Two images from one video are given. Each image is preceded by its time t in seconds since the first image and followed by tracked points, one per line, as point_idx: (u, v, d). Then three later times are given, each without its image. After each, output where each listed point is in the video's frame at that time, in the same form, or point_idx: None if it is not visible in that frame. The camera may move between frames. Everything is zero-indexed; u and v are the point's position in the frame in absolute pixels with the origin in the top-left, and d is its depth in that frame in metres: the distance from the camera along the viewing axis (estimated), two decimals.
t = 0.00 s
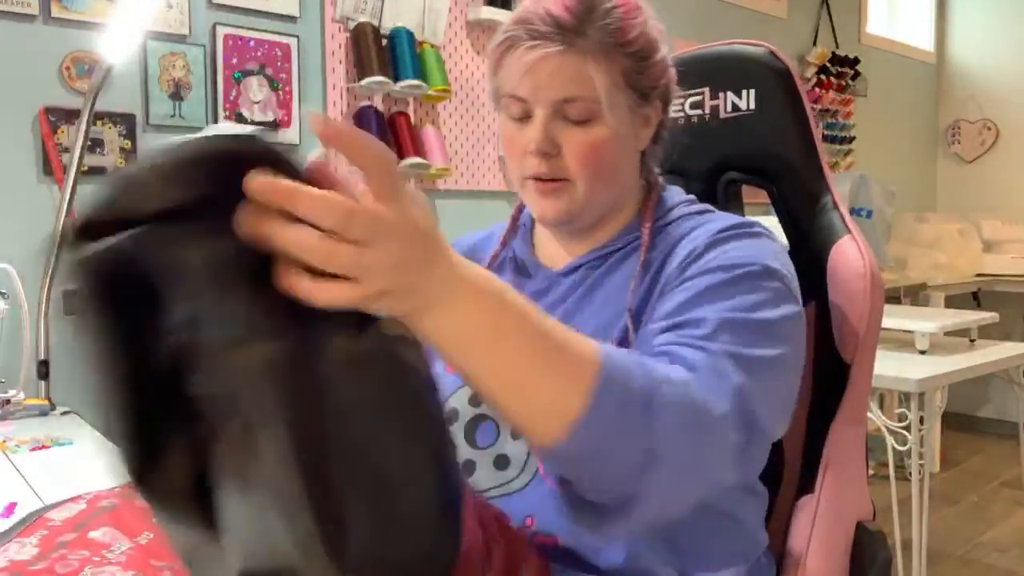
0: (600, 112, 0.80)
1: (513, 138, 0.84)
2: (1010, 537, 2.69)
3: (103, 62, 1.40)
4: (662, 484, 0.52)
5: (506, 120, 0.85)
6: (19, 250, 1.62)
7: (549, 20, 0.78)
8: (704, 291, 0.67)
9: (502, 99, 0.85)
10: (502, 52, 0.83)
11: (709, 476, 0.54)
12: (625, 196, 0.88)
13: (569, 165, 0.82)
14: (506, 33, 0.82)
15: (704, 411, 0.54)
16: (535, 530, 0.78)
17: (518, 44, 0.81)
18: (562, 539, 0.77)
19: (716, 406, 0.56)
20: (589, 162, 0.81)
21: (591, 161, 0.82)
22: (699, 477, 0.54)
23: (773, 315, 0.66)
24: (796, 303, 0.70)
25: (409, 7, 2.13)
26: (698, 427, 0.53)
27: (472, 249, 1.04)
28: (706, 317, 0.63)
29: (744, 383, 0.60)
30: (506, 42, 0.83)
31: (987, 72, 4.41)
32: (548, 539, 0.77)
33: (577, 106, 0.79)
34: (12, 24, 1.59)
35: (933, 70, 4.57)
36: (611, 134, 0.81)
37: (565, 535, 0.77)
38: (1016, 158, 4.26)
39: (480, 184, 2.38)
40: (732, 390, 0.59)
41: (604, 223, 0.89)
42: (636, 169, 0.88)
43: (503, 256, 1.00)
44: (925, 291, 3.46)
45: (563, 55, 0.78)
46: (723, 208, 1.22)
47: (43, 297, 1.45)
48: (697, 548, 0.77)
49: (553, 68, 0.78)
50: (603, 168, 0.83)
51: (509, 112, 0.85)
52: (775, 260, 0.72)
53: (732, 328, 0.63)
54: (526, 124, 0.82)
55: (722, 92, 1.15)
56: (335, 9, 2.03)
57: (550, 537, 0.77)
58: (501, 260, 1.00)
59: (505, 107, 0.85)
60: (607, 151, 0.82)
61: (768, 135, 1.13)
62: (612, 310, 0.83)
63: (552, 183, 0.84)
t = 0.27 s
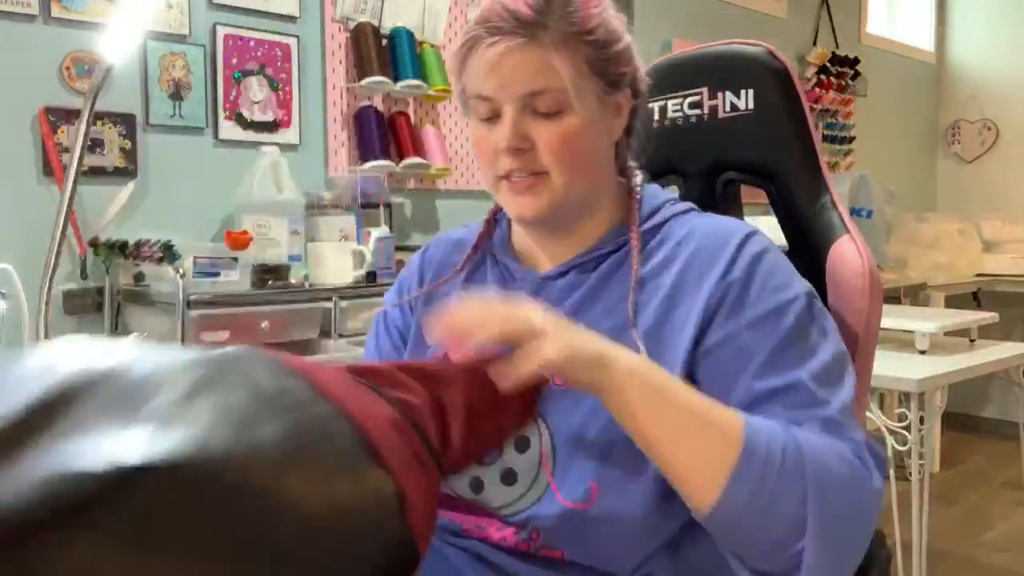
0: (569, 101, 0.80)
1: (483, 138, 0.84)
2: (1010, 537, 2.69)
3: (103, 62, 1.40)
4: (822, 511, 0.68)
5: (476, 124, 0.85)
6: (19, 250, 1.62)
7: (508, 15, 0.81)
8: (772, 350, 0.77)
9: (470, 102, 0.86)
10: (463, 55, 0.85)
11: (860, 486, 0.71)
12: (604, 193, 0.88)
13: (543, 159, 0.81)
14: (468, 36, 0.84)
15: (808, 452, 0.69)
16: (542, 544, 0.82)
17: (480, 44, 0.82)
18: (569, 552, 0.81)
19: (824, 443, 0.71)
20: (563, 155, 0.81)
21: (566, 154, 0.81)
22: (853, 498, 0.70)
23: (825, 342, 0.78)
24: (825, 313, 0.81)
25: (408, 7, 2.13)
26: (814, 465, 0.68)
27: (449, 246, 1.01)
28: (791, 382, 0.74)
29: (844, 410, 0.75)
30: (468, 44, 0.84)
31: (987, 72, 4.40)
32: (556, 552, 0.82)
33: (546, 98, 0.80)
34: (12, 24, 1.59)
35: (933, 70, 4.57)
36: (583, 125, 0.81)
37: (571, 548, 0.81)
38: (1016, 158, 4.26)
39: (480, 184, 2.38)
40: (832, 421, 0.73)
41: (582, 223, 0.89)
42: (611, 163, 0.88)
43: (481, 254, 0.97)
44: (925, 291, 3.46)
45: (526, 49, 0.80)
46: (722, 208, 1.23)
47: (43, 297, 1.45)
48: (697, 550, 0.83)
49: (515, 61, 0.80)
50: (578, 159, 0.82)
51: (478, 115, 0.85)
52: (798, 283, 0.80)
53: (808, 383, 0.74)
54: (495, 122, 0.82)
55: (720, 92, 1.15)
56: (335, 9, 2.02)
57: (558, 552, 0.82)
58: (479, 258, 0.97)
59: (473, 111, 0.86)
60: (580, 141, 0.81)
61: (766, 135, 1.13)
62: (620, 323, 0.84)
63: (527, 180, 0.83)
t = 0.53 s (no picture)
0: (574, 94, 0.82)
1: (491, 134, 0.86)
2: (1010, 537, 2.69)
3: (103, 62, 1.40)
4: (774, 550, 0.71)
5: (483, 121, 0.87)
6: (19, 250, 1.62)
7: (515, 11, 0.83)
8: (759, 373, 0.77)
9: (479, 100, 0.88)
10: (471, 51, 0.88)
11: (820, 534, 0.73)
12: (612, 193, 0.88)
13: (549, 154, 0.82)
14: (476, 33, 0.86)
15: (772, 489, 0.71)
16: (547, 553, 0.84)
17: (488, 39, 0.85)
18: (574, 561, 0.84)
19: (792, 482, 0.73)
20: (568, 148, 0.82)
21: (571, 148, 0.82)
22: (811, 545, 0.73)
23: (821, 375, 0.78)
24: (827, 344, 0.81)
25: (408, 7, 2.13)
26: (777, 501, 0.71)
27: (457, 242, 1.02)
28: (775, 411, 0.75)
29: (823, 451, 0.76)
30: (477, 41, 0.87)
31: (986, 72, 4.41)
32: (563, 561, 0.84)
33: (552, 91, 0.82)
34: (12, 24, 1.59)
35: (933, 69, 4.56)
36: (591, 118, 0.82)
37: (577, 557, 0.84)
38: (1016, 158, 4.26)
39: (480, 183, 2.38)
40: (811, 460, 0.75)
41: (592, 222, 0.89)
42: (620, 160, 0.88)
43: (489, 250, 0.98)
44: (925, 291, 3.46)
45: (533, 42, 0.82)
46: (723, 209, 1.23)
47: (42, 298, 1.45)
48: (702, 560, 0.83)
49: (521, 53, 0.82)
50: (583, 154, 0.83)
51: (487, 112, 0.87)
52: (802, 306, 0.81)
53: (792, 413, 0.76)
54: (502, 117, 0.84)
55: (721, 92, 1.15)
56: (335, 9, 2.02)
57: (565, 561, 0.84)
58: (485, 253, 0.98)
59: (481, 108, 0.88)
60: (585, 135, 0.82)
61: (766, 135, 1.12)
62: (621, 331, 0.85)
63: (533, 176, 0.83)
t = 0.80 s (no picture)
0: (599, 94, 0.82)
1: (513, 129, 0.86)
2: (1010, 537, 2.69)
3: (103, 62, 1.40)
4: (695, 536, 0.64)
5: (505, 115, 0.88)
6: (19, 250, 1.62)
7: (547, 8, 0.83)
8: (730, 354, 0.73)
9: (503, 94, 0.88)
10: (499, 46, 0.88)
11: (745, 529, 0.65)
12: (632, 193, 0.88)
13: (570, 152, 0.82)
14: (505, 27, 0.87)
15: (708, 469, 0.65)
16: (542, 553, 0.84)
17: (517, 34, 0.85)
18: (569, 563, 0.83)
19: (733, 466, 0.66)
20: (590, 148, 0.82)
21: (592, 147, 0.82)
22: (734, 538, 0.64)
23: (801, 368, 0.72)
24: (823, 344, 0.75)
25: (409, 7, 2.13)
26: (703, 481, 0.64)
27: (478, 245, 1.07)
28: (732, 392, 0.70)
29: (786, 447, 0.69)
30: (506, 35, 0.87)
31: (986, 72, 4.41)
32: (557, 562, 0.84)
33: (576, 90, 0.82)
34: (12, 25, 1.58)
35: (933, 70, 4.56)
36: (614, 119, 0.82)
37: (571, 559, 0.83)
38: (1016, 158, 4.26)
39: (480, 183, 2.38)
40: (764, 452, 0.68)
41: (612, 218, 0.90)
42: (642, 159, 0.88)
43: (508, 251, 1.02)
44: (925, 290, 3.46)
45: (560, 40, 0.82)
46: (725, 209, 1.23)
47: (43, 298, 1.44)
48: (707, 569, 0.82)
49: (549, 50, 0.82)
50: (605, 155, 0.82)
51: (510, 106, 0.87)
52: (797, 299, 0.76)
53: (758, 397, 0.70)
54: (525, 114, 0.84)
55: (724, 92, 1.15)
56: (335, 9, 2.02)
57: (559, 562, 0.83)
58: (505, 253, 1.02)
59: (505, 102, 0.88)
60: (608, 136, 0.82)
61: (768, 136, 1.13)
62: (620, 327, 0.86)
63: (553, 173, 0.84)
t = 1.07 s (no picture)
0: (649, 97, 0.84)
1: (554, 126, 0.87)
2: (1010, 536, 2.69)
3: (103, 62, 1.40)
4: (634, 496, 0.69)
5: (545, 111, 0.89)
6: (19, 250, 1.62)
7: (601, 7, 0.84)
8: (718, 335, 0.78)
9: (542, 89, 0.89)
10: (545, 42, 0.88)
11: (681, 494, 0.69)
12: (657, 200, 0.92)
13: (613, 152, 0.84)
14: (553, 21, 0.87)
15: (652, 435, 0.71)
16: (547, 540, 0.87)
17: (566, 30, 0.86)
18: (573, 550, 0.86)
19: (682, 437, 0.72)
20: (633, 150, 0.84)
21: (636, 150, 0.84)
22: (672, 501, 0.69)
23: (784, 356, 0.77)
24: (813, 340, 0.80)
25: (409, 7, 2.13)
26: (646, 446, 0.71)
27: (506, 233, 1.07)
28: (718, 368, 0.76)
29: (760, 425, 0.74)
30: (553, 30, 0.88)
31: (986, 72, 4.41)
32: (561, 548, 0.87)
33: (626, 92, 0.84)
34: (11, 25, 1.58)
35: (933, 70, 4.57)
36: (657, 124, 0.85)
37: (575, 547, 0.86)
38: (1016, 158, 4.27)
39: (480, 183, 2.39)
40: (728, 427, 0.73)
41: (636, 220, 0.93)
42: (669, 169, 0.92)
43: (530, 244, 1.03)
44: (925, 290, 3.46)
45: (617, 39, 0.83)
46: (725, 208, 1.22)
47: (43, 298, 1.44)
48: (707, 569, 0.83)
49: (602, 50, 0.83)
50: (645, 159, 0.85)
51: (551, 101, 0.89)
52: (795, 295, 0.81)
53: (736, 375, 0.75)
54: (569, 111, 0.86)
55: (725, 93, 1.15)
56: (335, 9, 2.02)
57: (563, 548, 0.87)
58: (527, 251, 1.02)
59: (543, 98, 0.89)
60: (650, 141, 0.85)
61: (768, 137, 1.13)
62: (633, 318, 0.89)
63: (593, 171, 0.85)
